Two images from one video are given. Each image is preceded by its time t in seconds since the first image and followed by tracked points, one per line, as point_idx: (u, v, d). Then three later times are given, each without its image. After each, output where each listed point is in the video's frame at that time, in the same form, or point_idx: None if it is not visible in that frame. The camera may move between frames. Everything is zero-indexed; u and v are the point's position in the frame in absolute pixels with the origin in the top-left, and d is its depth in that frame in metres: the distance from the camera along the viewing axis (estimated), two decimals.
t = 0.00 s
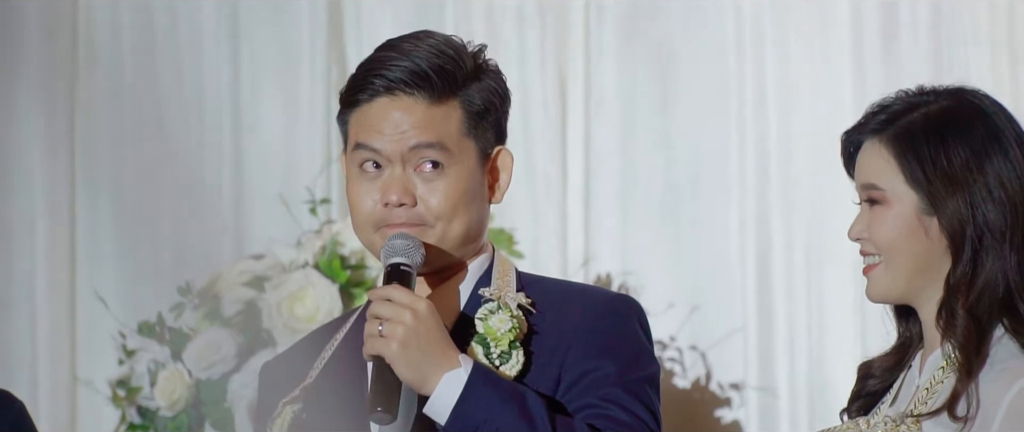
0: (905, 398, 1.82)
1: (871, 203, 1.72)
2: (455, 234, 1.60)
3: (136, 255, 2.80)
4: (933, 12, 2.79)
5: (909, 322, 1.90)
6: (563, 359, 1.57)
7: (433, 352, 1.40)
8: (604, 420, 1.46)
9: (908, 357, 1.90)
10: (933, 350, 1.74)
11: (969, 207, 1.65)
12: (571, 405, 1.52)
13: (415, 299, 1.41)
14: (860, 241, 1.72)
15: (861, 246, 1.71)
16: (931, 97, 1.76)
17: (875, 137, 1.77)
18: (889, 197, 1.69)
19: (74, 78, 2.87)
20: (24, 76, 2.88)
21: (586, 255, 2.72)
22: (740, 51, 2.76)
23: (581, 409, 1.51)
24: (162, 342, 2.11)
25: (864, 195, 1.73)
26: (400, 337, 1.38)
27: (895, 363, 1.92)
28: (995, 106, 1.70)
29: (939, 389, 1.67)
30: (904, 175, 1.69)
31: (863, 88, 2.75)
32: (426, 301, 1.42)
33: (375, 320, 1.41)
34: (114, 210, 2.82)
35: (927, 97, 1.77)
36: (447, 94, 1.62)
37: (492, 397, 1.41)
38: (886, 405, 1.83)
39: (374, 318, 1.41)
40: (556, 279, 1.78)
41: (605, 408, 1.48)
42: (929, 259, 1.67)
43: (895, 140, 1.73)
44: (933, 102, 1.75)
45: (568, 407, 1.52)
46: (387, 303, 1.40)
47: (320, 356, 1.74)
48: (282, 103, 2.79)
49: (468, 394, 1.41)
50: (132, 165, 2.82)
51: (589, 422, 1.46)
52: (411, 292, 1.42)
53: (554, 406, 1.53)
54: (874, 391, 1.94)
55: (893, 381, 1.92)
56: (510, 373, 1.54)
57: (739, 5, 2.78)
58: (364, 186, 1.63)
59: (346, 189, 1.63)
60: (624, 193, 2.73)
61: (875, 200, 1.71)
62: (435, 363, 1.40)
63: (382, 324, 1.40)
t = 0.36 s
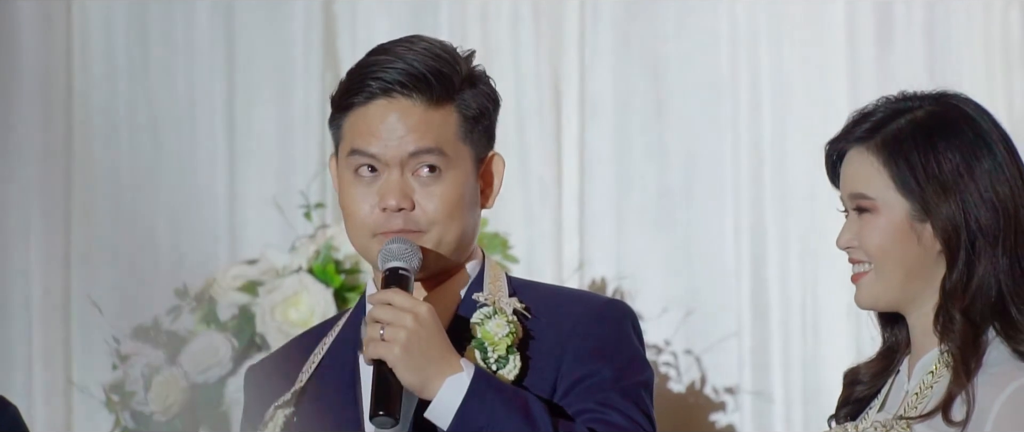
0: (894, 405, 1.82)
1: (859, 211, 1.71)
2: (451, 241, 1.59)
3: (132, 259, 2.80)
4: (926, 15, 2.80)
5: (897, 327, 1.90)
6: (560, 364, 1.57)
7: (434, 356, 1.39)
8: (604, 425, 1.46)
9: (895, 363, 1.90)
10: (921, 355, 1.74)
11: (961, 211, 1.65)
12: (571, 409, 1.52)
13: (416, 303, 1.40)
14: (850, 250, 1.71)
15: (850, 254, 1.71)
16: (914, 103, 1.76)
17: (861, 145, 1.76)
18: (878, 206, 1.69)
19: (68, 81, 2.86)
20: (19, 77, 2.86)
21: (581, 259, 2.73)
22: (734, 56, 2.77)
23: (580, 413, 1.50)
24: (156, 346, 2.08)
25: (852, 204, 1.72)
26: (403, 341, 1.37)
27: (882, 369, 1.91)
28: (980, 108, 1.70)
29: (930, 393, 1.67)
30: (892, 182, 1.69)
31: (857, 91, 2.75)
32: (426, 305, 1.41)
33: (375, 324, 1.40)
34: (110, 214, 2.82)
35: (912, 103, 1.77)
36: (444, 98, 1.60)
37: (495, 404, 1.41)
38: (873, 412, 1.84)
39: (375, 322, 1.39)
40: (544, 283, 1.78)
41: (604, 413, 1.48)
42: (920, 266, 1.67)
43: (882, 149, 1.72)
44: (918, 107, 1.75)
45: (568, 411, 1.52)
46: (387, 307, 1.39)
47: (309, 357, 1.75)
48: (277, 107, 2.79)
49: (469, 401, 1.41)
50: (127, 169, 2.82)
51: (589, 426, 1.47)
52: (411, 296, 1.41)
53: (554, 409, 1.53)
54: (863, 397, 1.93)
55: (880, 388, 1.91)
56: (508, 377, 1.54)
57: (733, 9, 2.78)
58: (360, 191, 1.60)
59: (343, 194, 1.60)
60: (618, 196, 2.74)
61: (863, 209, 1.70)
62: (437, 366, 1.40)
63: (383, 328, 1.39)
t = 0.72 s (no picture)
0: (883, 405, 1.84)
1: (844, 209, 1.74)
2: (449, 212, 1.58)
3: (128, 259, 2.81)
4: (921, 17, 2.81)
5: (887, 325, 1.90)
6: (558, 363, 1.58)
7: (438, 350, 1.39)
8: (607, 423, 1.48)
9: (885, 361, 1.91)
10: (908, 356, 1.76)
11: (941, 212, 1.66)
12: (575, 405, 1.53)
13: (420, 297, 1.39)
14: (835, 247, 1.74)
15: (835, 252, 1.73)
16: (902, 102, 1.77)
17: (847, 144, 1.78)
18: (860, 205, 1.71)
19: (65, 81, 2.87)
20: (16, 77, 2.87)
21: (577, 259, 2.73)
22: (729, 58, 2.78)
23: (582, 410, 1.52)
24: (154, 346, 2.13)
25: (836, 202, 1.75)
26: (408, 335, 1.36)
27: (873, 367, 1.92)
28: (965, 108, 1.71)
29: (918, 392, 1.68)
30: (875, 179, 1.71)
31: (852, 91, 2.76)
32: (429, 299, 1.41)
33: (378, 318, 1.39)
34: (107, 214, 2.82)
35: (897, 102, 1.78)
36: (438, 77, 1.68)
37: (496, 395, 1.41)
38: (863, 411, 1.85)
39: (378, 315, 1.39)
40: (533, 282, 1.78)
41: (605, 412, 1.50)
42: (901, 266, 1.68)
43: (865, 147, 1.74)
44: (904, 107, 1.76)
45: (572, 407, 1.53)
46: (390, 301, 1.38)
47: (302, 356, 1.73)
48: (274, 107, 2.80)
49: (475, 394, 1.41)
50: (123, 168, 2.83)
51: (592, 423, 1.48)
52: (414, 290, 1.41)
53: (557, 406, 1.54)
54: (853, 395, 1.94)
55: (870, 387, 1.93)
56: (510, 374, 1.55)
57: (728, 11, 2.79)
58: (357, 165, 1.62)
59: (340, 169, 1.62)
60: (614, 196, 2.75)
61: (847, 207, 1.73)
62: (440, 360, 1.39)
63: (387, 322, 1.38)
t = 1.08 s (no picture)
0: (875, 401, 1.84)
1: (838, 206, 1.75)
2: (437, 208, 1.60)
3: (126, 259, 2.81)
4: (918, 18, 2.81)
5: (883, 323, 1.91)
6: (548, 355, 1.58)
7: (426, 331, 1.40)
8: (596, 408, 1.50)
9: (879, 358, 1.92)
10: (902, 353, 1.77)
11: (935, 212, 1.66)
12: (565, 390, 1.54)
13: (410, 278, 1.42)
14: (829, 244, 1.75)
15: (829, 250, 1.74)
16: (898, 100, 1.77)
17: (842, 141, 1.79)
18: (854, 202, 1.72)
19: (64, 80, 2.87)
20: (13, 76, 2.86)
21: (574, 258, 2.73)
22: (726, 57, 2.78)
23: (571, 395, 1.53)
24: (150, 346, 2.14)
25: (831, 199, 1.76)
26: (397, 315, 1.38)
27: (867, 364, 1.93)
28: (961, 108, 1.70)
29: (910, 390, 1.69)
30: (868, 177, 1.71)
31: (849, 90, 2.77)
32: (419, 280, 1.43)
33: (368, 300, 1.41)
34: (105, 213, 2.82)
35: (895, 100, 1.78)
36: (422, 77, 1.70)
37: (486, 379, 1.42)
38: (857, 407, 1.85)
39: (368, 297, 1.41)
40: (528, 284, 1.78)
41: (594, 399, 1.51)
42: (894, 264, 1.69)
43: (859, 145, 1.75)
44: (901, 105, 1.76)
45: (562, 392, 1.54)
46: (380, 282, 1.40)
47: (295, 356, 1.74)
48: (271, 108, 2.80)
49: (464, 373, 1.42)
50: (122, 166, 2.83)
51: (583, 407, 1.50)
52: (404, 272, 1.43)
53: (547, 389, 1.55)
54: (846, 392, 1.95)
55: (864, 384, 1.93)
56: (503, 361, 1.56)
57: (725, 11, 2.80)
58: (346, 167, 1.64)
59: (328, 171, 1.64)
60: (611, 196, 2.75)
61: (841, 204, 1.74)
62: (429, 341, 1.40)
63: (376, 304, 1.40)
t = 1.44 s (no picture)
0: (872, 399, 1.84)
1: (834, 205, 1.74)
2: (404, 220, 1.59)
3: (126, 258, 2.81)
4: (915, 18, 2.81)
5: (878, 320, 1.92)
6: (523, 358, 1.58)
7: (390, 343, 1.40)
8: (560, 413, 1.49)
9: (876, 356, 1.92)
10: (898, 350, 1.78)
11: (932, 207, 1.66)
12: (531, 398, 1.54)
13: (374, 291, 1.41)
14: (826, 243, 1.74)
15: (825, 248, 1.74)
16: (894, 99, 1.77)
17: (838, 139, 1.79)
18: (850, 199, 1.71)
19: (64, 78, 2.87)
20: (14, 76, 2.85)
21: (572, 257, 2.73)
22: (725, 58, 2.78)
23: (539, 401, 1.52)
24: (147, 344, 2.13)
25: (828, 197, 1.76)
26: (359, 328, 1.38)
27: (863, 362, 1.93)
28: (958, 106, 1.70)
29: (907, 387, 1.70)
30: (863, 176, 1.71)
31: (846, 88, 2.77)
32: (383, 293, 1.42)
33: (332, 313, 1.41)
34: (105, 212, 2.83)
35: (891, 98, 1.78)
36: (395, 81, 1.67)
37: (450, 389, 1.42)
38: (853, 405, 1.86)
39: (332, 311, 1.41)
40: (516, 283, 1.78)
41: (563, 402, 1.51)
42: (893, 261, 1.68)
43: (856, 142, 1.75)
44: (897, 103, 1.76)
45: (526, 399, 1.54)
46: (345, 296, 1.40)
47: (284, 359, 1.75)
48: (269, 107, 2.81)
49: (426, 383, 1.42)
50: (121, 166, 2.83)
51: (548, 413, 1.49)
52: (370, 284, 1.43)
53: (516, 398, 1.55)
54: (841, 389, 1.96)
55: (861, 380, 1.93)
56: (475, 369, 1.54)
57: (723, 11, 2.80)
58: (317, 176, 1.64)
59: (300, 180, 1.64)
60: (609, 194, 2.75)
61: (837, 202, 1.73)
62: (394, 353, 1.41)
63: (340, 317, 1.40)
